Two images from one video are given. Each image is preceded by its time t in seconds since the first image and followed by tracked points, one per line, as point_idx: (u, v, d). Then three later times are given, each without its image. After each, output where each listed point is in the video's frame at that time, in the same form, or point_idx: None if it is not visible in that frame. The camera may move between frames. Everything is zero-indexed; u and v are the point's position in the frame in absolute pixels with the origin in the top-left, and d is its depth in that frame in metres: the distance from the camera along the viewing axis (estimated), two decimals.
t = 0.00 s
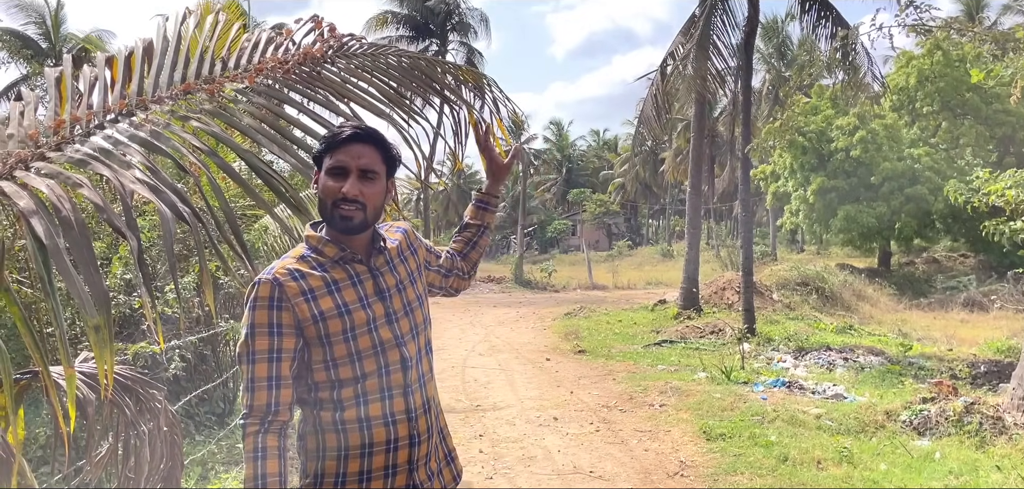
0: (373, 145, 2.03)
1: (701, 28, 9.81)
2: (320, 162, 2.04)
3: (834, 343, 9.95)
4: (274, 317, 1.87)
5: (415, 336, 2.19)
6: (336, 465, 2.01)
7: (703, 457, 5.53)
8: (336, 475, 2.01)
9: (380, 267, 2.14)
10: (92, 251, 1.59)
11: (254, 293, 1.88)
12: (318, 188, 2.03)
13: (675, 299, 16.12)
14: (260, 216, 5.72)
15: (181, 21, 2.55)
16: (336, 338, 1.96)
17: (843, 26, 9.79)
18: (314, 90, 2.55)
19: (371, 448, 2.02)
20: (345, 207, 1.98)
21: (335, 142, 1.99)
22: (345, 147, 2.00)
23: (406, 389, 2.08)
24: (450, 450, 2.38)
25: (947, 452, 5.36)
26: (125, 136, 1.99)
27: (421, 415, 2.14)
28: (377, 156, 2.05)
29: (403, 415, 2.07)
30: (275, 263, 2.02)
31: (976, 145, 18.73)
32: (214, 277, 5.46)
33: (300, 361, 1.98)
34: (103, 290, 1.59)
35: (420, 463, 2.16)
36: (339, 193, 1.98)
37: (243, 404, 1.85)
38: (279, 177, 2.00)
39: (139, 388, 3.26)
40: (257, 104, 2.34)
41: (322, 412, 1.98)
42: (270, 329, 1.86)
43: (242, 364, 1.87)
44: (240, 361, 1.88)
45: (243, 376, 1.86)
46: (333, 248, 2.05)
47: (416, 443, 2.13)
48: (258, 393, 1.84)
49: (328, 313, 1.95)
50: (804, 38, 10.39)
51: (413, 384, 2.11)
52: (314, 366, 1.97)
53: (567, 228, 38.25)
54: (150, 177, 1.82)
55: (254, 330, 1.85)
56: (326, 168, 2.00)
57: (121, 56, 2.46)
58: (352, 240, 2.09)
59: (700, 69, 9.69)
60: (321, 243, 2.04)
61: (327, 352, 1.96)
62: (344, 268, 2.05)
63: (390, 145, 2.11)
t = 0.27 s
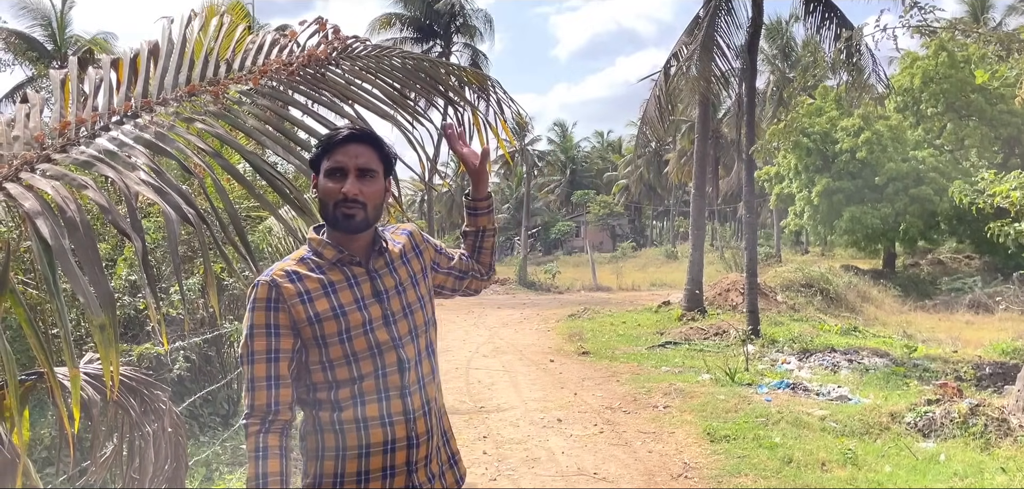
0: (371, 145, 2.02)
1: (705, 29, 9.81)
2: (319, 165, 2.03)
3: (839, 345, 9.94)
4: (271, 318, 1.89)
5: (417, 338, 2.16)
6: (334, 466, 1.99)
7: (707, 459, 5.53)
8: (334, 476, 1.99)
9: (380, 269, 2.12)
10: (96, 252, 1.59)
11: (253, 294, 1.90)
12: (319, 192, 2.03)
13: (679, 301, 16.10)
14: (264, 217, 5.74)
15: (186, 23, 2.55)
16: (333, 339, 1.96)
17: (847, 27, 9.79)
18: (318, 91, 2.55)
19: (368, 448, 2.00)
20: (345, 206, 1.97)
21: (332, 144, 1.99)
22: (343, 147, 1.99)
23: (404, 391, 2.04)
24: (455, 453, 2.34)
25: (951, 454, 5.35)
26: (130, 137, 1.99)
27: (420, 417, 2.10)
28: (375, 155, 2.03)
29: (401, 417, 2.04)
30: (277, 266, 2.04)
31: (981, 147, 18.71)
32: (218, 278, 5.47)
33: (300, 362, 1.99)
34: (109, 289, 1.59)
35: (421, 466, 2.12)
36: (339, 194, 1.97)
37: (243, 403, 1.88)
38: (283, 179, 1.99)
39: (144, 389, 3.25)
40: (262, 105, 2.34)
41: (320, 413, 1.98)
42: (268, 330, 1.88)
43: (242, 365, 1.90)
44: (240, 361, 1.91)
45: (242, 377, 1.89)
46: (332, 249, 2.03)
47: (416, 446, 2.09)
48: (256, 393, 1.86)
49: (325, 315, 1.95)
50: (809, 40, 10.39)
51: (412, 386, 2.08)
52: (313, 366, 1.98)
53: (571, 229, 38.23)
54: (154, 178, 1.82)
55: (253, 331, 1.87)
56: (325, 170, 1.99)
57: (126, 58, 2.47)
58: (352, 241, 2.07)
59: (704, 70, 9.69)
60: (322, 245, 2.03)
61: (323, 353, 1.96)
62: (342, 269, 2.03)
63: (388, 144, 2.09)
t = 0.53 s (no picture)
0: (362, 148, 2.02)
1: (708, 30, 9.81)
2: (314, 169, 2.05)
3: (842, 346, 9.93)
4: (266, 321, 1.92)
5: (415, 341, 2.14)
6: (330, 467, 1.99)
7: (709, 460, 5.52)
8: (329, 477, 1.99)
9: (377, 273, 2.11)
10: (100, 253, 1.59)
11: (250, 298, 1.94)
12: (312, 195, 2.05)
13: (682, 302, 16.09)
14: (267, 218, 5.74)
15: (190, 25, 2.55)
16: (326, 342, 1.97)
17: (850, 28, 9.80)
18: (322, 93, 2.56)
19: (362, 450, 1.99)
20: (335, 209, 1.97)
21: (323, 148, 2.01)
22: (334, 150, 2.01)
23: (399, 394, 2.03)
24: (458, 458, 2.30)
25: (954, 456, 5.34)
26: (133, 139, 1.99)
27: (417, 420, 2.08)
28: (367, 157, 2.03)
29: (396, 420, 2.02)
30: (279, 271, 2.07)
31: (984, 148, 18.70)
32: (222, 280, 5.48)
33: (297, 365, 2.01)
34: (113, 290, 1.60)
35: (418, 469, 2.09)
36: (329, 197, 1.98)
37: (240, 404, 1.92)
38: (287, 180, 1.99)
39: (147, 391, 3.26)
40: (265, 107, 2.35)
41: (317, 414, 2.00)
42: (263, 333, 1.91)
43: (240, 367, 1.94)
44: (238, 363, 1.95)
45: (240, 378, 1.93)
46: (329, 252, 2.04)
47: (412, 449, 2.06)
48: (253, 394, 1.90)
49: (318, 318, 1.96)
50: (811, 41, 10.39)
51: (408, 389, 2.06)
52: (309, 368, 2.00)
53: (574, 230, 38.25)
54: (158, 180, 1.83)
55: (249, 333, 1.91)
56: (317, 173, 2.01)
57: (130, 60, 2.47)
58: (349, 244, 2.07)
59: (707, 72, 9.69)
60: (319, 248, 2.04)
61: (318, 355, 1.98)
62: (339, 273, 2.04)
63: (382, 146, 2.09)
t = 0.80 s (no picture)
0: (350, 148, 2.01)
1: (709, 31, 9.82)
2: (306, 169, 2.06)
3: (842, 347, 9.92)
4: (261, 323, 1.95)
5: (413, 343, 2.12)
6: (329, 466, 2.00)
7: (710, 461, 5.52)
8: (329, 476, 2.00)
9: (374, 275, 2.10)
10: (103, 254, 1.60)
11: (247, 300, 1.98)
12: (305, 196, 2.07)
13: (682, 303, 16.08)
14: (268, 220, 5.75)
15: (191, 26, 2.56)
16: (320, 344, 1.98)
17: (851, 29, 9.81)
18: (323, 94, 2.56)
19: (360, 450, 1.99)
20: (325, 212, 1.98)
21: (312, 150, 2.01)
22: (323, 152, 2.00)
23: (396, 395, 2.03)
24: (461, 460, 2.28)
25: (956, 457, 5.33)
26: (134, 140, 2.00)
27: (416, 422, 2.07)
28: (356, 158, 2.01)
29: (393, 420, 2.01)
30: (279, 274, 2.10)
31: (984, 148, 18.70)
32: (222, 281, 5.48)
33: (295, 366, 2.04)
34: (114, 291, 1.60)
35: (418, 470, 2.08)
36: (317, 199, 1.99)
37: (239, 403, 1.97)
38: (288, 181, 2.00)
39: (148, 391, 3.26)
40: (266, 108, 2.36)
41: (315, 414, 2.01)
42: (258, 335, 1.95)
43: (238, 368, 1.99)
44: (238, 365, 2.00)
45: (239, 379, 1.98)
46: (326, 254, 2.05)
47: (410, 449, 2.05)
48: (249, 394, 1.95)
49: (312, 320, 1.98)
50: (812, 42, 10.40)
51: (404, 390, 2.05)
52: (305, 370, 2.02)
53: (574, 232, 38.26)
54: (159, 181, 1.83)
55: (245, 335, 1.96)
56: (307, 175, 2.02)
57: (132, 61, 2.48)
58: (345, 245, 2.06)
59: (707, 73, 9.70)
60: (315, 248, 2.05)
61: (314, 357, 2.00)
62: (334, 275, 2.04)
63: (373, 145, 2.06)
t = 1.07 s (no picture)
0: (354, 150, 2.01)
1: (709, 32, 9.81)
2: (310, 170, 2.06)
3: (843, 347, 9.93)
4: (260, 317, 1.97)
5: (411, 346, 2.10)
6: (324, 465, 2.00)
7: (711, 462, 5.52)
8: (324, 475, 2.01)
9: (374, 277, 2.10)
10: (102, 255, 1.60)
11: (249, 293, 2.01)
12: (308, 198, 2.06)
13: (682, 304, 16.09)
14: (269, 220, 5.75)
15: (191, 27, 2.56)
16: (316, 342, 1.99)
17: (851, 29, 9.80)
18: (324, 95, 2.57)
19: (356, 449, 1.99)
20: (329, 214, 1.98)
21: (316, 151, 2.01)
22: (325, 155, 2.00)
23: (391, 397, 2.02)
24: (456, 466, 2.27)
25: (956, 457, 5.33)
26: (136, 141, 2.00)
27: (412, 425, 2.06)
28: (359, 160, 2.01)
29: (389, 422, 2.01)
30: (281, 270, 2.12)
31: (984, 149, 18.71)
32: (223, 282, 5.49)
33: (294, 362, 2.05)
34: (116, 291, 1.60)
35: (411, 473, 2.08)
36: (321, 202, 1.99)
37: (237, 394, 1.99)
38: (289, 182, 2.01)
39: (149, 392, 3.26)
40: (266, 109, 2.37)
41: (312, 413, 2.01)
42: (257, 328, 1.97)
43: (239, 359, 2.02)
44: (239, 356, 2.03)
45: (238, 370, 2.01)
46: (327, 254, 2.05)
47: (404, 451, 2.05)
48: (247, 386, 1.96)
49: (309, 318, 1.99)
50: (812, 42, 10.40)
51: (400, 393, 2.04)
52: (302, 366, 2.02)
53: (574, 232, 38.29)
54: (160, 182, 1.84)
55: (244, 329, 1.98)
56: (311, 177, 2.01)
57: (132, 61, 2.48)
58: (347, 246, 2.06)
59: (707, 73, 9.70)
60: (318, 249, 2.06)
61: (310, 355, 2.00)
62: (333, 274, 2.05)
63: (375, 148, 2.06)
